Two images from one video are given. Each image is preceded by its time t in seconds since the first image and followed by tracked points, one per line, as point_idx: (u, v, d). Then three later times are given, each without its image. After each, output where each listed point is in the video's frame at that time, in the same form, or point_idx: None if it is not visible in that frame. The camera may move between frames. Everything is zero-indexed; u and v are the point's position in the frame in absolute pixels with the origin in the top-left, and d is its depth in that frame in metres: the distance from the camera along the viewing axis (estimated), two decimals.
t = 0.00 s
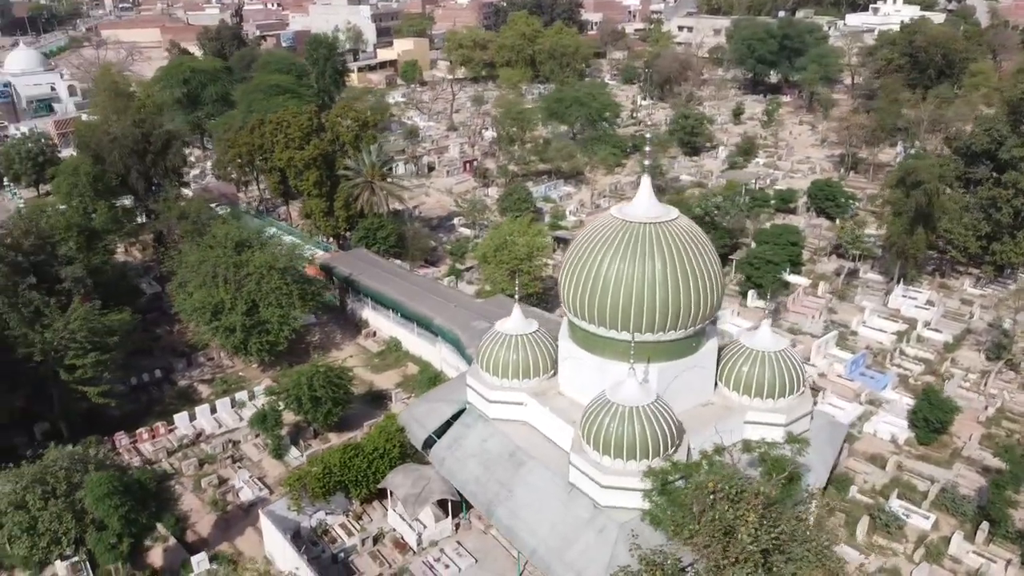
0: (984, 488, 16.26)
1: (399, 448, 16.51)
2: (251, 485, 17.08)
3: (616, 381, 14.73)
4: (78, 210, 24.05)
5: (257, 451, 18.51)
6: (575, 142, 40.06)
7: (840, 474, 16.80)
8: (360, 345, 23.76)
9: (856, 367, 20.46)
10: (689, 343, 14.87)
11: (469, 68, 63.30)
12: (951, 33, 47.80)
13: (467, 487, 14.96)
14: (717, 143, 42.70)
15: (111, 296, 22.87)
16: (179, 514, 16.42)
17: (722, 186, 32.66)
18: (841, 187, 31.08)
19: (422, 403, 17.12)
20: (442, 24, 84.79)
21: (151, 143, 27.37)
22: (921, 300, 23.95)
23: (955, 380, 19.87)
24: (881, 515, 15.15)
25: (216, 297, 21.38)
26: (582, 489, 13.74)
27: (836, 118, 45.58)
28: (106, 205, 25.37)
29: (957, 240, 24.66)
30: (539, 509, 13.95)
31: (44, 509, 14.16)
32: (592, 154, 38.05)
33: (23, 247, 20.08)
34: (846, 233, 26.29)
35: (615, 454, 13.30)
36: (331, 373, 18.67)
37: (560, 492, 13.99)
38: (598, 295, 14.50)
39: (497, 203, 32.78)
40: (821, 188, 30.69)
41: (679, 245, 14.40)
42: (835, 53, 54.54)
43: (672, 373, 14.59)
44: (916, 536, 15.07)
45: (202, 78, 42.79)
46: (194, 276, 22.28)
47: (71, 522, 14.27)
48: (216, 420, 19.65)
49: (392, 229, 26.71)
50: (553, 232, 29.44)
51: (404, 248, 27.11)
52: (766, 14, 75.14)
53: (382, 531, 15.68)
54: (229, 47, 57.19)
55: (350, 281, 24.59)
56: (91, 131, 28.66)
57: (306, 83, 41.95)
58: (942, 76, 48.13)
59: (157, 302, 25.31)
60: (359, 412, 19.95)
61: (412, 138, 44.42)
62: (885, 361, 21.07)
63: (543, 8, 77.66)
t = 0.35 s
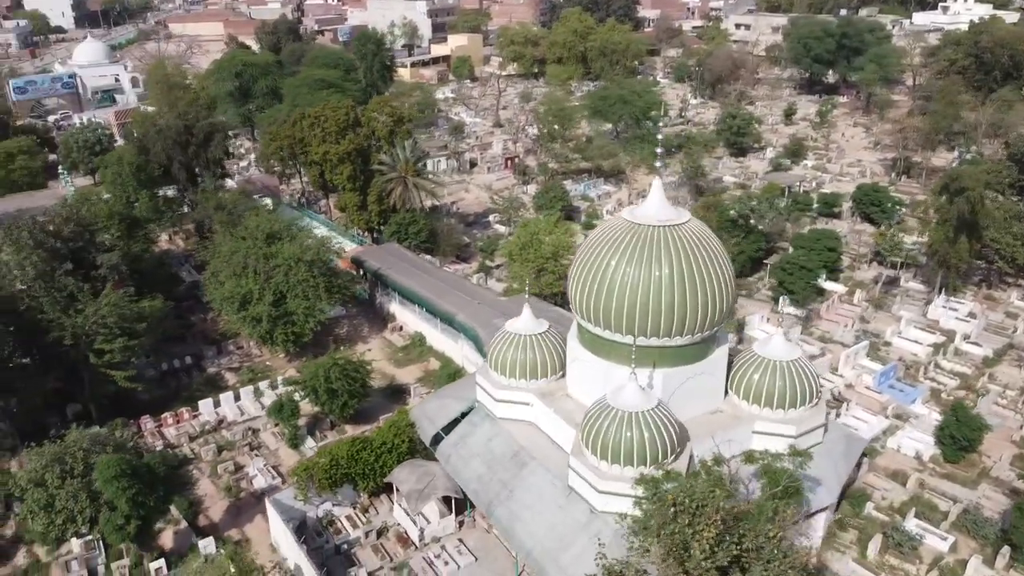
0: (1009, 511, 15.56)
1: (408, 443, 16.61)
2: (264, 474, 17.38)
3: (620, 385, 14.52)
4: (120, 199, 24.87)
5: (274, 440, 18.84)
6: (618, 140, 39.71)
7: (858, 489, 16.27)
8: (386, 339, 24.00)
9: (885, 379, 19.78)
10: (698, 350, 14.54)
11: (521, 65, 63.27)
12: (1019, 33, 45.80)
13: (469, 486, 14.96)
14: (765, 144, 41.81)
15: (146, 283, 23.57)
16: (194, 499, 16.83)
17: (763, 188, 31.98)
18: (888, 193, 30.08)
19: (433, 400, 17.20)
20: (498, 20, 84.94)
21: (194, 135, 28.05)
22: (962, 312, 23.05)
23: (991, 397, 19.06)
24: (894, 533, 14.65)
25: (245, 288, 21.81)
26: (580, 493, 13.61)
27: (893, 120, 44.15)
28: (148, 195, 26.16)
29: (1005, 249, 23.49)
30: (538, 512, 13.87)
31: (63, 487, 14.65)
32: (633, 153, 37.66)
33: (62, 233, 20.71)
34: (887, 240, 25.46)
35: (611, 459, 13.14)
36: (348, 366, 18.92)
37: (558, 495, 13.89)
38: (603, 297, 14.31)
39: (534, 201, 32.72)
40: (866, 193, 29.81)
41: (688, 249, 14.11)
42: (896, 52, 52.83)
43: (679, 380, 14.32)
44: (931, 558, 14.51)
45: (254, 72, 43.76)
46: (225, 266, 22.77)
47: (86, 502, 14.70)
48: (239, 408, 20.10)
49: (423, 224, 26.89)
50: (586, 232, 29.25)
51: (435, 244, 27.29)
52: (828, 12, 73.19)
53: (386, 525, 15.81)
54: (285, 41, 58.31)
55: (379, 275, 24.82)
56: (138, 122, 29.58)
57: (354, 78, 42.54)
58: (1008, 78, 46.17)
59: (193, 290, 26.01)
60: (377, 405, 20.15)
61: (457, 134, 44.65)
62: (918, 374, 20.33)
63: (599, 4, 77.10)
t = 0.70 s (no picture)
0: None
1: (415, 438, 16.70)
2: (276, 463, 17.67)
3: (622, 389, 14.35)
4: (159, 189, 25.62)
5: (290, 430, 19.16)
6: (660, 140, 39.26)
7: (872, 505, 15.77)
8: (410, 334, 24.18)
9: (912, 393, 19.14)
10: (703, 356, 14.27)
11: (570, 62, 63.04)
12: None
13: (470, 484, 14.96)
14: (812, 146, 40.82)
15: (179, 272, 24.23)
16: (207, 484, 17.23)
17: (804, 191, 31.23)
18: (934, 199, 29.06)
19: (443, 397, 17.28)
20: (551, 17, 84.71)
21: (233, 128, 28.75)
22: (1002, 325, 22.12)
23: None
24: (904, 552, 14.15)
25: (271, 279, 22.23)
26: (574, 496, 13.52)
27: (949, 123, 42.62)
28: (186, 186, 26.88)
29: None
30: (532, 513, 13.81)
31: (78, 468, 15.14)
32: (674, 153, 37.17)
33: (98, 222, 21.34)
34: (926, 248, 24.60)
35: (606, 463, 13.01)
36: (363, 359, 19.15)
37: (554, 498, 13.80)
38: (606, 299, 14.15)
39: (568, 200, 32.56)
40: (911, 199, 28.86)
41: (695, 253, 13.87)
42: (958, 53, 50.97)
43: (681, 386, 14.09)
44: None
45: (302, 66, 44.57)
46: (254, 257, 23.24)
47: (99, 483, 15.23)
48: (260, 397, 20.50)
49: (453, 221, 26.99)
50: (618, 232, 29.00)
51: (464, 241, 27.38)
52: (890, 11, 71.00)
53: (389, 520, 15.93)
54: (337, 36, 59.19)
55: (405, 270, 25.03)
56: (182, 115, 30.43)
57: (398, 73, 42.96)
58: None
59: (227, 280, 26.64)
60: (394, 399, 20.32)
61: (500, 131, 44.73)
62: (948, 388, 19.59)
63: (653, 2, 76.28)
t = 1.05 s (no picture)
0: None
1: (420, 433, 16.81)
2: (288, 452, 17.98)
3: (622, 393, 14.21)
4: (195, 180, 26.30)
5: (304, 420, 19.47)
6: (700, 140, 38.68)
7: (883, 520, 15.32)
8: (431, 329, 24.34)
9: (937, 406, 18.51)
10: (704, 363, 14.01)
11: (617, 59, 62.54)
12: None
13: (468, 481, 15.01)
14: (858, 148, 39.72)
15: (210, 262, 24.82)
16: (220, 470, 17.64)
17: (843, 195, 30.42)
18: (980, 205, 28.01)
19: (450, 393, 17.36)
20: (603, 14, 84.14)
21: (270, 122, 29.33)
22: None
23: None
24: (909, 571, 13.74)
25: (295, 271, 22.62)
26: (566, 498, 13.45)
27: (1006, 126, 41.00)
28: (221, 177, 27.50)
29: None
30: (525, 513, 13.78)
31: (92, 449, 15.63)
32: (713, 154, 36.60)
33: (131, 211, 21.99)
34: (965, 257, 23.73)
35: (599, 467, 12.93)
36: (378, 353, 19.35)
37: (548, 499, 13.75)
38: (607, 300, 14.01)
39: (601, 198, 32.32)
40: (954, 205, 27.86)
41: (698, 257, 13.65)
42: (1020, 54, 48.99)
43: (681, 390, 13.87)
44: None
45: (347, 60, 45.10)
46: (281, 249, 23.66)
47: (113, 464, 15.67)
48: (279, 386, 20.88)
49: (480, 217, 27.02)
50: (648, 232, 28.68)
51: (491, 238, 27.39)
52: (954, 9, 68.55)
53: (391, 513, 16.07)
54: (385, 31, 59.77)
55: (430, 265, 25.21)
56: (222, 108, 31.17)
57: (441, 69, 43.21)
58: None
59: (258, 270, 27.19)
60: (408, 393, 20.47)
61: (540, 129, 44.63)
62: (977, 403, 18.88)
63: None
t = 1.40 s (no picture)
0: None
1: (425, 428, 16.92)
2: (298, 441, 18.28)
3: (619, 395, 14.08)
4: (228, 171, 26.88)
5: (317, 410, 19.73)
6: (740, 140, 37.97)
7: (891, 535, 14.85)
8: (452, 324, 24.44)
9: (960, 420, 17.86)
10: (702, 368, 13.79)
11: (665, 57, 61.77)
12: None
13: (466, 477, 15.05)
14: (906, 151, 38.51)
15: (239, 252, 25.32)
16: (232, 456, 18.01)
17: (883, 199, 29.52)
18: None
19: (457, 389, 17.41)
20: (654, 11, 83.15)
21: (304, 116, 29.80)
22: None
23: None
24: None
25: (318, 263, 22.96)
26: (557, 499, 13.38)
27: None
28: (255, 169, 28.01)
29: None
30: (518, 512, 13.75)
31: (106, 430, 16.08)
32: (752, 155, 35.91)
33: (162, 200, 22.62)
34: (1004, 267, 22.82)
35: (589, 469, 12.83)
36: (391, 346, 19.51)
37: (540, 498, 13.70)
38: (605, 300, 13.88)
39: (633, 197, 31.98)
40: (998, 212, 26.82)
41: (698, 259, 13.43)
42: None
43: (679, 394, 13.66)
44: None
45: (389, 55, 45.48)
46: (306, 241, 24.02)
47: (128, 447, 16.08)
48: (297, 376, 21.22)
49: (507, 214, 26.96)
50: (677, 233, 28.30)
51: (517, 235, 27.33)
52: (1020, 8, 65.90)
53: (392, 506, 16.21)
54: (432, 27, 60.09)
55: (453, 261, 25.35)
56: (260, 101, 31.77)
57: (481, 65, 43.27)
58: None
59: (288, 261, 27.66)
60: (422, 387, 20.61)
61: (580, 126, 44.37)
62: (1004, 419, 18.17)
63: None
